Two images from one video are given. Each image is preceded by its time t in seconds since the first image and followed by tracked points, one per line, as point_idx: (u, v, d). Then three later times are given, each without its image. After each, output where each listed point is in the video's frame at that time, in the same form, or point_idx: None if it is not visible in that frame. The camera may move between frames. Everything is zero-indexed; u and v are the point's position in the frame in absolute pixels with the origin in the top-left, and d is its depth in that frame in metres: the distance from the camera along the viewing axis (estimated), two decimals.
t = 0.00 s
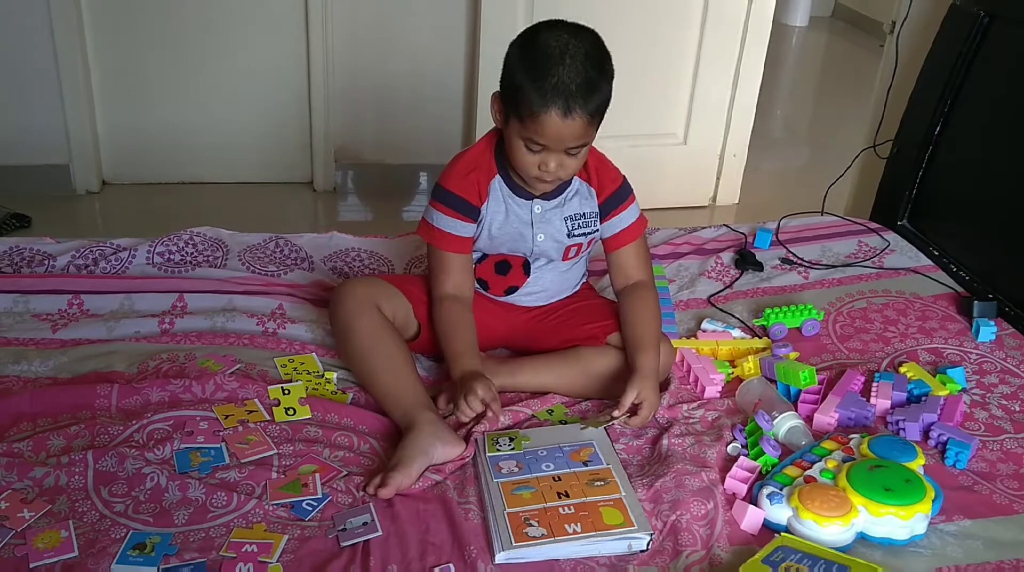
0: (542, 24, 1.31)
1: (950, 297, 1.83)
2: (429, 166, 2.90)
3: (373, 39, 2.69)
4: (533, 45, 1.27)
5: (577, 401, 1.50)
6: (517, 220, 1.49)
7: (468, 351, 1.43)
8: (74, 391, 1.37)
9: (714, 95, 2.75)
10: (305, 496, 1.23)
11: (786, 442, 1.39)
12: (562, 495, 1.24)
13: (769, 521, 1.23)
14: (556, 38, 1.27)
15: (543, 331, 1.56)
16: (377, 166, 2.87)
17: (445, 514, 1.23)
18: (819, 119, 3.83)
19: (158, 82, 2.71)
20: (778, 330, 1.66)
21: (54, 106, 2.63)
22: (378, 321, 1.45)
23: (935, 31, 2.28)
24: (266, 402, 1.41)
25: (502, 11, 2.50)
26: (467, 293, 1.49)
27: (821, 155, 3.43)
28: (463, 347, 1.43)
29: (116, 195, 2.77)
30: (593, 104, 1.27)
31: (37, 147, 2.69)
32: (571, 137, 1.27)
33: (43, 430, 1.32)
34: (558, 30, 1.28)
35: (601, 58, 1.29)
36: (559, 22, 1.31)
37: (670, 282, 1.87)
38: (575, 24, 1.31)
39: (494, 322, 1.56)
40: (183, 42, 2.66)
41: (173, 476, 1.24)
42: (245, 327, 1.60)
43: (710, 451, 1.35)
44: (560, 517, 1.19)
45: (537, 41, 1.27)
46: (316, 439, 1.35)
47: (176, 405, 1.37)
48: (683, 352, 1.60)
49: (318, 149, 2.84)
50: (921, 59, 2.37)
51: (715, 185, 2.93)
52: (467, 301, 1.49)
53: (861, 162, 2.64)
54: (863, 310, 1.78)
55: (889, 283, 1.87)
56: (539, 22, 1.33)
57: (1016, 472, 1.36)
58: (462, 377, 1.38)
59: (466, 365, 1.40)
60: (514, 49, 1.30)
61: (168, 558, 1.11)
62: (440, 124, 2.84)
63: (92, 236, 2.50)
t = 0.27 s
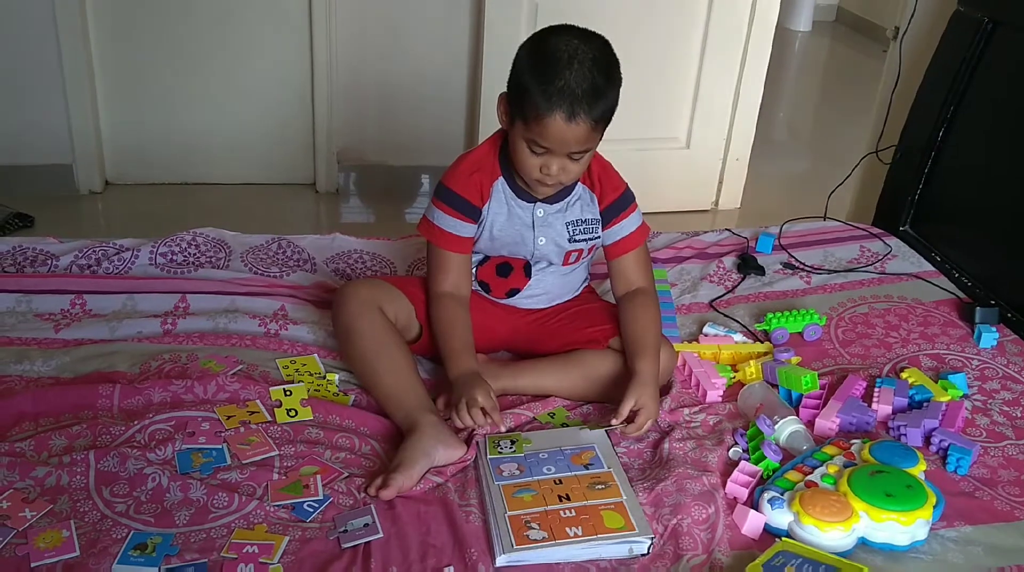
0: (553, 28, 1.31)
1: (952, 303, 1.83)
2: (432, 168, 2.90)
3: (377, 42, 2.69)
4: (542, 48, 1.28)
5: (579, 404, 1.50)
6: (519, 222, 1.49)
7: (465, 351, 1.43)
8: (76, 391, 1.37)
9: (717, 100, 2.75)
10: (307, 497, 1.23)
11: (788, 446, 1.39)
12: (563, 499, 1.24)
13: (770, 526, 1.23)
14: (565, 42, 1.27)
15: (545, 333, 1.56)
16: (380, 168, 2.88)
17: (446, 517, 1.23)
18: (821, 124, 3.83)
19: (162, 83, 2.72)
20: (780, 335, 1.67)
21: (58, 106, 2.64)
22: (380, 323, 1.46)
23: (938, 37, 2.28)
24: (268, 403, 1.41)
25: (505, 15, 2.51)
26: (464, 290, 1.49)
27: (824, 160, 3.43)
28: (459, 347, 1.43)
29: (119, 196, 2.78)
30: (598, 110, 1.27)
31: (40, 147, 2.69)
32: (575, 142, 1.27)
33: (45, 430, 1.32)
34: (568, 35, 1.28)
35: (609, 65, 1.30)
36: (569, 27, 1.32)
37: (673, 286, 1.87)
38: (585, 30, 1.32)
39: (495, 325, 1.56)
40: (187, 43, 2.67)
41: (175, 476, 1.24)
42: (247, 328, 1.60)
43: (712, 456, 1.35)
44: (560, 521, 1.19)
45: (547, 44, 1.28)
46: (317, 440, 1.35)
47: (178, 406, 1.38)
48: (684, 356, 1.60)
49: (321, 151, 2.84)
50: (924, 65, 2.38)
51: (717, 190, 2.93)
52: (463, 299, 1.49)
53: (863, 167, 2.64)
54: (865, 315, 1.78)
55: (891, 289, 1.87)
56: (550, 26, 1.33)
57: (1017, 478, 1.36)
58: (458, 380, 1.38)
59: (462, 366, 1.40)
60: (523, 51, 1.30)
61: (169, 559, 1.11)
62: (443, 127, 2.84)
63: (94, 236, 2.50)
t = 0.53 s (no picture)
0: (557, 30, 1.32)
1: (954, 305, 1.83)
2: (433, 170, 2.90)
3: (380, 44, 2.69)
4: (548, 49, 1.28)
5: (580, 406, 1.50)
6: (521, 225, 1.49)
7: (472, 359, 1.43)
8: (78, 392, 1.38)
9: (719, 101, 2.75)
10: (308, 499, 1.23)
11: (789, 448, 1.39)
12: (565, 501, 1.24)
13: (771, 528, 1.23)
14: (570, 44, 1.28)
15: (547, 335, 1.56)
16: (382, 170, 2.88)
17: (447, 518, 1.23)
18: (823, 126, 3.83)
19: (165, 85, 2.72)
20: (782, 337, 1.67)
21: (60, 107, 2.64)
22: (382, 325, 1.46)
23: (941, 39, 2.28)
24: (270, 404, 1.41)
25: (507, 16, 2.51)
26: (468, 294, 1.50)
27: (825, 162, 3.43)
28: (466, 354, 1.43)
29: (121, 197, 2.78)
30: (603, 111, 1.27)
31: (42, 148, 2.69)
32: (579, 142, 1.27)
33: (48, 431, 1.32)
34: (573, 37, 1.29)
35: (613, 67, 1.30)
36: (574, 30, 1.33)
37: (674, 288, 1.87)
38: (590, 33, 1.32)
39: (498, 327, 1.56)
40: (190, 44, 2.67)
41: (176, 478, 1.24)
42: (249, 329, 1.60)
43: (713, 458, 1.35)
44: (562, 523, 1.19)
45: (552, 45, 1.28)
46: (319, 442, 1.35)
47: (180, 407, 1.38)
48: (686, 358, 1.60)
49: (323, 153, 2.84)
50: (926, 66, 2.38)
51: (719, 191, 2.93)
52: (468, 303, 1.49)
53: (865, 169, 2.64)
54: (867, 318, 1.78)
55: (893, 291, 1.87)
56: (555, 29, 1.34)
57: (1019, 481, 1.36)
58: (469, 390, 1.39)
59: (470, 375, 1.40)
60: (528, 52, 1.30)
61: (171, 560, 1.11)
62: (445, 128, 2.84)
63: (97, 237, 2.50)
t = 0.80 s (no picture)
0: (554, 28, 1.32)
1: (951, 304, 1.83)
2: (431, 170, 2.90)
3: (377, 43, 2.69)
4: (545, 48, 1.28)
5: (579, 405, 1.50)
6: (519, 224, 1.49)
7: (469, 359, 1.42)
8: (76, 393, 1.37)
9: (716, 100, 2.75)
10: (306, 499, 1.23)
11: (788, 447, 1.39)
12: (563, 500, 1.24)
13: (770, 527, 1.23)
14: (567, 42, 1.27)
15: (545, 335, 1.55)
16: (380, 170, 2.88)
17: (446, 518, 1.23)
18: (821, 125, 3.83)
19: (162, 85, 2.72)
20: (780, 335, 1.67)
21: (57, 108, 2.64)
22: (380, 325, 1.45)
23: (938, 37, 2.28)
24: (267, 405, 1.41)
25: (505, 16, 2.51)
26: (465, 294, 1.50)
27: (823, 161, 3.43)
28: (462, 353, 1.43)
29: (119, 198, 2.78)
30: (600, 110, 1.27)
31: (40, 149, 2.69)
32: (577, 141, 1.27)
33: (45, 433, 1.32)
34: (571, 35, 1.28)
35: (611, 65, 1.30)
36: (571, 28, 1.32)
37: (672, 287, 1.87)
38: (587, 31, 1.32)
39: (496, 327, 1.56)
40: (187, 45, 2.67)
41: (174, 479, 1.24)
42: (247, 330, 1.60)
43: (711, 456, 1.35)
44: (561, 522, 1.19)
45: (550, 44, 1.28)
46: (318, 442, 1.35)
47: (178, 408, 1.38)
48: (684, 356, 1.60)
49: (320, 153, 2.84)
50: (923, 65, 2.38)
51: (717, 191, 2.93)
52: (465, 302, 1.49)
53: (863, 168, 2.64)
54: (865, 316, 1.78)
55: (890, 289, 1.87)
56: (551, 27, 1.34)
57: (1017, 479, 1.36)
58: (466, 389, 1.39)
59: (466, 375, 1.40)
60: (525, 50, 1.30)
61: (169, 561, 1.11)
62: (443, 128, 2.84)
63: (94, 238, 2.50)
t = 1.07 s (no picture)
0: (547, 29, 1.32)
1: (949, 301, 1.83)
2: (429, 169, 2.90)
3: (375, 43, 2.69)
4: (538, 49, 1.28)
5: (578, 404, 1.50)
6: (516, 224, 1.49)
7: (466, 360, 1.42)
8: (74, 394, 1.37)
9: (714, 99, 2.75)
10: (305, 499, 1.23)
11: (786, 446, 1.39)
12: (562, 500, 1.24)
13: (768, 526, 1.23)
14: (560, 44, 1.27)
15: (543, 334, 1.55)
16: (378, 169, 2.88)
17: (444, 518, 1.23)
18: (819, 123, 3.83)
19: (160, 85, 2.71)
20: (778, 334, 1.67)
21: (55, 109, 2.64)
22: (378, 325, 1.45)
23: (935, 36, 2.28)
24: (266, 405, 1.41)
25: (502, 15, 2.51)
26: (462, 294, 1.50)
27: (821, 160, 3.43)
28: (460, 354, 1.43)
29: (117, 198, 2.77)
30: (595, 111, 1.27)
31: (37, 149, 2.69)
32: (572, 143, 1.27)
33: (43, 433, 1.32)
34: (563, 36, 1.28)
35: (605, 66, 1.30)
36: (564, 29, 1.32)
37: (670, 286, 1.87)
38: (580, 31, 1.32)
39: (494, 327, 1.56)
40: (185, 45, 2.67)
41: (172, 479, 1.23)
42: (245, 330, 1.60)
43: (710, 455, 1.35)
44: (559, 522, 1.19)
45: (542, 46, 1.28)
46: (316, 442, 1.35)
47: (176, 408, 1.37)
48: (682, 355, 1.60)
49: (318, 153, 2.84)
50: (921, 63, 2.38)
51: (715, 189, 2.93)
52: (462, 303, 1.49)
53: (861, 166, 2.64)
54: (863, 314, 1.78)
55: (888, 288, 1.87)
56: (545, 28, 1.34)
57: (1016, 477, 1.36)
58: (463, 391, 1.39)
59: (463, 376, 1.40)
60: (518, 53, 1.30)
61: (167, 562, 1.11)
62: (441, 127, 2.84)
63: (92, 238, 2.50)
